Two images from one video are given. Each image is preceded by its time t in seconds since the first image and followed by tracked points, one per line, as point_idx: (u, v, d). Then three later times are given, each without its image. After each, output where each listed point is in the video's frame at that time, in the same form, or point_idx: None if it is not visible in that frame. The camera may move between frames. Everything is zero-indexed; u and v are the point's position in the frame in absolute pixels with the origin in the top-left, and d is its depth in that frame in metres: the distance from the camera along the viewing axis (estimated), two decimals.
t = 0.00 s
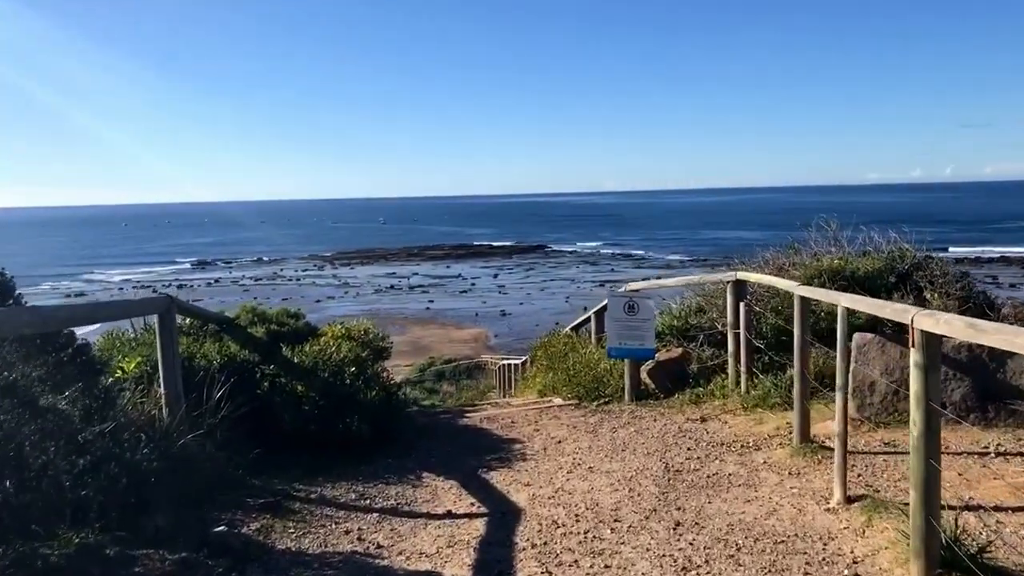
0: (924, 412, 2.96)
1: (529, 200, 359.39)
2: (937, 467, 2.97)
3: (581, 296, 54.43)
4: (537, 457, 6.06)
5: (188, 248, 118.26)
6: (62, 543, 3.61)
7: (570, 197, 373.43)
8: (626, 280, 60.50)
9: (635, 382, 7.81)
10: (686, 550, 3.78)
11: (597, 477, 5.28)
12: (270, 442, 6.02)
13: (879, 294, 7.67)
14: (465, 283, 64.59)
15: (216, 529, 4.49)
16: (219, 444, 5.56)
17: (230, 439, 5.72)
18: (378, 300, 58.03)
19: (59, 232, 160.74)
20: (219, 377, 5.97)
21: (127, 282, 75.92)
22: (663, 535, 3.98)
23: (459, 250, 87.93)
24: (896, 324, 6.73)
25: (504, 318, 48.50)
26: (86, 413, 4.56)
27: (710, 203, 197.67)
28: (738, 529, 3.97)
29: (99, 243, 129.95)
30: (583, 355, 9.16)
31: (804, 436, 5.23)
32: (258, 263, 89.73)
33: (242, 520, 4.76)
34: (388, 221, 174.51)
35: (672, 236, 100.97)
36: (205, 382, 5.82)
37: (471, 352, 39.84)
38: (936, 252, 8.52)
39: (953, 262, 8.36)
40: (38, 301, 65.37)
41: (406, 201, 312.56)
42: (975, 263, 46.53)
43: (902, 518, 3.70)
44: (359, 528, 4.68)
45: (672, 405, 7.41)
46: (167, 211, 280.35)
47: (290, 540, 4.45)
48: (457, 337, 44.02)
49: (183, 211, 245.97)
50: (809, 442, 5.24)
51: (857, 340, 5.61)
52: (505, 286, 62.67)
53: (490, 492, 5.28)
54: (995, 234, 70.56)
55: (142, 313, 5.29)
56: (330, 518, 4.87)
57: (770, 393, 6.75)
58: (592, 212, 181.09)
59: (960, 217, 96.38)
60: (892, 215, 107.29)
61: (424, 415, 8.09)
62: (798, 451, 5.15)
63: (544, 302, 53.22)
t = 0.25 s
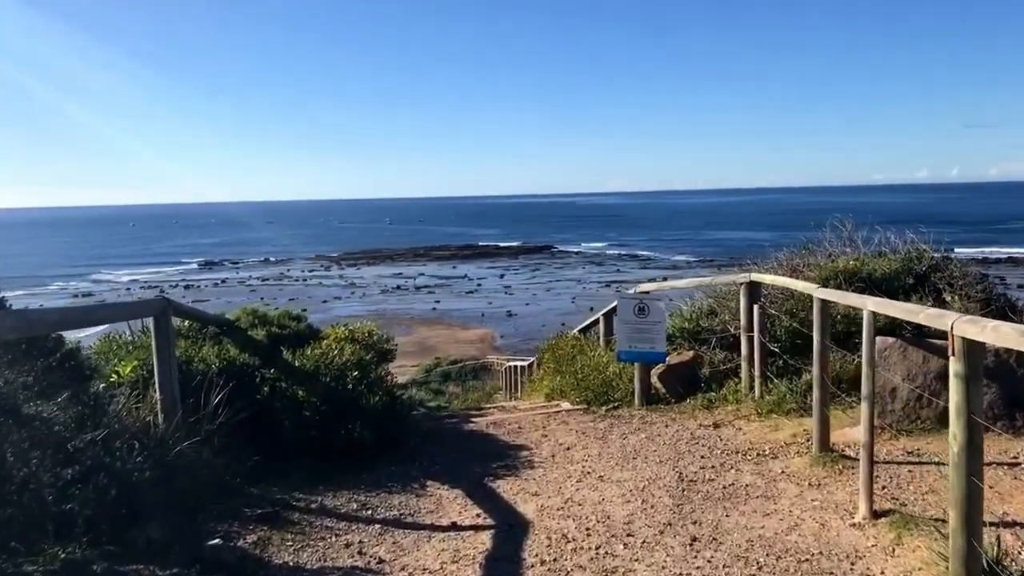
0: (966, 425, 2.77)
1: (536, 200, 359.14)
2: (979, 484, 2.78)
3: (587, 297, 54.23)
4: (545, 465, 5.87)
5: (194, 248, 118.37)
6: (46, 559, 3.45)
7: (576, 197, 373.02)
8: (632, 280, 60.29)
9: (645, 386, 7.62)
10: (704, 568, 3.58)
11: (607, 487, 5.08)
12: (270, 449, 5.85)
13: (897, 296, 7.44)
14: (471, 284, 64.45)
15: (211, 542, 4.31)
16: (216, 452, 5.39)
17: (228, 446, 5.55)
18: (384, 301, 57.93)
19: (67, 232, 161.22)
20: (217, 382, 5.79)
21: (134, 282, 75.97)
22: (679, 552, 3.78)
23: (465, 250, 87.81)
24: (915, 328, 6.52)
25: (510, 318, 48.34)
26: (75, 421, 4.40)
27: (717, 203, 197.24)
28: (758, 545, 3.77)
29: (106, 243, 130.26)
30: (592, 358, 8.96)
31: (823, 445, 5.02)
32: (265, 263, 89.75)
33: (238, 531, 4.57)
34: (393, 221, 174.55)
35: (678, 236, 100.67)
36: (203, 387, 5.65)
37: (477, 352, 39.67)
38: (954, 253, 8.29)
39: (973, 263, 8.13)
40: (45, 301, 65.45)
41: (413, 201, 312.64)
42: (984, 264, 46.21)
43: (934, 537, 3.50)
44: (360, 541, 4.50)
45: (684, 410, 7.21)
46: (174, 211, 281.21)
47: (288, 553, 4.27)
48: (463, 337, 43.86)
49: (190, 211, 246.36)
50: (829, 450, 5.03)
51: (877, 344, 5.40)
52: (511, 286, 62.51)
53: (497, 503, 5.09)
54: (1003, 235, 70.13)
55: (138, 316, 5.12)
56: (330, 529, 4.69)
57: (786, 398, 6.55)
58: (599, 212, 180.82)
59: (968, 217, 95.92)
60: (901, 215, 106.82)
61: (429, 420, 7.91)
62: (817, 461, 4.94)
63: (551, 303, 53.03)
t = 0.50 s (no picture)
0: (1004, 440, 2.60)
1: (540, 201, 358.94)
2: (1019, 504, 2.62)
3: (592, 297, 54.02)
4: (549, 474, 5.67)
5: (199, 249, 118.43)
6: None
7: (581, 197, 372.72)
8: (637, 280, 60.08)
9: (653, 391, 7.42)
10: None
11: (615, 497, 4.88)
12: (264, 456, 5.65)
13: (913, 298, 7.23)
14: (475, 284, 64.30)
15: (199, 557, 4.11)
16: (208, 459, 5.20)
17: (221, 453, 5.36)
18: (389, 301, 57.81)
19: (73, 232, 161.59)
20: (210, 387, 5.61)
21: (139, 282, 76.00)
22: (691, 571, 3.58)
23: (470, 250, 87.68)
24: (933, 331, 6.31)
25: (514, 319, 48.17)
26: (57, 429, 4.21)
27: (722, 203, 196.82)
28: (774, 563, 3.57)
29: (112, 244, 130.52)
30: (597, 361, 8.77)
31: (840, 453, 4.80)
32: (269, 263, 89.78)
33: (229, 545, 4.37)
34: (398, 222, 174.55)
35: (683, 237, 100.39)
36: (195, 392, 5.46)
37: (482, 352, 39.51)
38: (970, 253, 8.08)
39: (989, 264, 7.91)
40: (50, 301, 65.47)
41: (418, 201, 312.63)
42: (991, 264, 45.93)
43: (963, 556, 3.29)
44: (356, 554, 4.30)
45: (692, 416, 7.02)
46: (180, 211, 281.80)
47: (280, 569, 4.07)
48: (468, 337, 43.70)
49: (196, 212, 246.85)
50: (846, 460, 4.81)
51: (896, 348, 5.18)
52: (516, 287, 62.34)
53: (499, 513, 4.89)
54: (1010, 235, 69.77)
55: (126, 318, 4.92)
56: (325, 542, 4.49)
57: (799, 404, 6.34)
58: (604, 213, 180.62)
59: (975, 217, 95.47)
60: (907, 216, 106.35)
61: (431, 426, 7.71)
62: (834, 471, 4.72)
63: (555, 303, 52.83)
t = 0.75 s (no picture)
0: None
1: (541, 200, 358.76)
2: None
3: (593, 297, 53.86)
4: (552, 482, 5.50)
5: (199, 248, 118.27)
6: None
7: (582, 197, 372.47)
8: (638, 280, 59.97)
9: (656, 395, 7.26)
10: None
11: (620, 509, 4.71)
12: (258, 463, 5.49)
13: (923, 301, 7.07)
14: (476, 284, 64.18)
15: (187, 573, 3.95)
16: (199, 468, 5.04)
17: (213, 461, 5.20)
18: (389, 301, 57.68)
19: (74, 232, 161.60)
20: (203, 394, 5.44)
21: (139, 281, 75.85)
22: None
23: (470, 250, 87.52)
24: (945, 334, 6.15)
25: (515, 319, 48.03)
26: (39, 441, 4.05)
27: (724, 203, 196.63)
28: None
29: (112, 243, 130.41)
30: (600, 364, 8.60)
31: (853, 463, 4.62)
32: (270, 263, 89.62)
33: (220, 558, 4.20)
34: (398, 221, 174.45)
35: (684, 237, 100.21)
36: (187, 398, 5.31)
37: (482, 352, 39.37)
38: (979, 255, 7.92)
39: (999, 265, 7.75)
40: (49, 300, 65.30)
41: (419, 201, 312.47)
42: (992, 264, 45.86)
43: None
44: (352, 569, 4.14)
45: (698, 422, 6.84)
46: (181, 211, 281.80)
47: None
48: (468, 337, 43.55)
49: (197, 212, 246.89)
50: (859, 469, 4.64)
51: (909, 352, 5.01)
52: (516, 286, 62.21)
53: (499, 525, 4.72)
54: (1011, 235, 69.73)
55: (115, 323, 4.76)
56: (319, 556, 4.33)
57: (806, 409, 6.18)
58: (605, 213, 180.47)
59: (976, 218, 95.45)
60: (909, 216, 106.11)
61: (431, 431, 7.54)
62: (847, 481, 4.55)
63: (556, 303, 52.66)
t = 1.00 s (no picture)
0: None
1: (542, 201, 358.82)
2: None
3: (594, 297, 53.74)
4: (553, 489, 5.37)
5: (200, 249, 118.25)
6: None
7: (582, 197, 372.50)
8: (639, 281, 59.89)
9: (660, 399, 7.12)
10: None
11: (625, 517, 4.58)
12: (253, 470, 5.36)
13: (934, 303, 6.92)
14: (476, 284, 64.11)
15: None
16: (192, 475, 4.90)
17: (206, 467, 5.06)
18: (389, 301, 57.60)
19: (76, 232, 161.93)
20: (196, 398, 5.30)
21: (139, 282, 75.82)
22: None
23: (471, 251, 87.44)
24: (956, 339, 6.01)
25: (515, 319, 47.93)
26: (23, 448, 3.92)
27: (725, 203, 196.63)
28: None
29: (113, 244, 130.44)
30: (603, 366, 8.47)
31: (866, 470, 4.48)
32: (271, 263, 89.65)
33: (211, 570, 4.05)
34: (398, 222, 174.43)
35: (685, 237, 100.09)
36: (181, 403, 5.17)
37: (482, 352, 39.28)
38: (989, 254, 7.79)
39: (1009, 265, 7.62)
40: (49, 300, 65.26)
41: (420, 201, 312.70)
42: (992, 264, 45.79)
43: None
44: None
45: (703, 426, 6.70)
46: (183, 212, 282.27)
47: None
48: (468, 337, 43.47)
49: (199, 213, 247.32)
50: (871, 477, 4.49)
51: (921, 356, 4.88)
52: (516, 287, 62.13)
53: (500, 534, 4.58)
54: (1011, 236, 69.63)
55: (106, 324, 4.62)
56: (314, 566, 4.18)
57: (815, 414, 6.03)
58: (606, 213, 180.46)
59: (975, 218, 95.41)
60: (910, 216, 105.96)
61: (431, 436, 7.40)
62: (859, 490, 4.39)
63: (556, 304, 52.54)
